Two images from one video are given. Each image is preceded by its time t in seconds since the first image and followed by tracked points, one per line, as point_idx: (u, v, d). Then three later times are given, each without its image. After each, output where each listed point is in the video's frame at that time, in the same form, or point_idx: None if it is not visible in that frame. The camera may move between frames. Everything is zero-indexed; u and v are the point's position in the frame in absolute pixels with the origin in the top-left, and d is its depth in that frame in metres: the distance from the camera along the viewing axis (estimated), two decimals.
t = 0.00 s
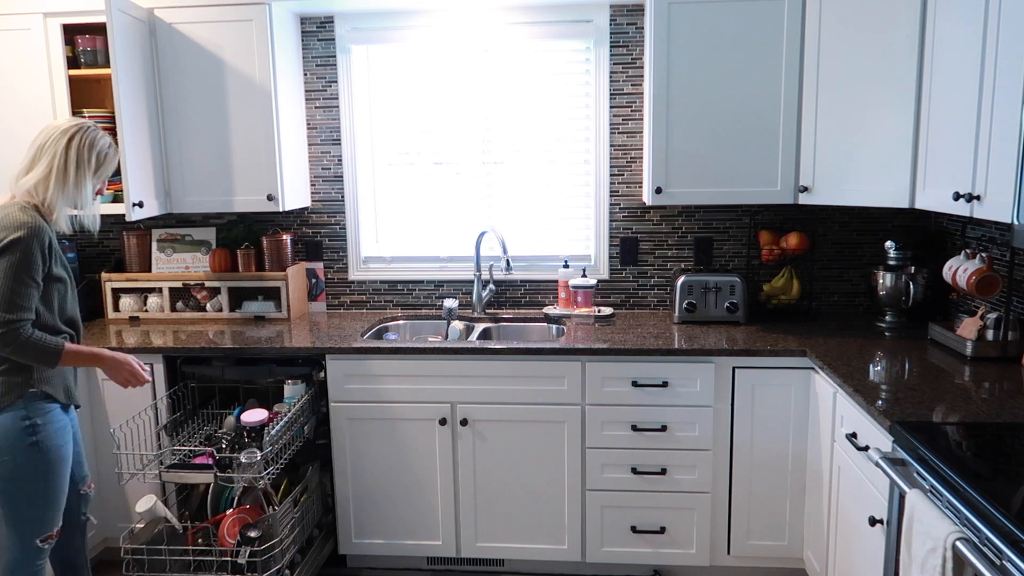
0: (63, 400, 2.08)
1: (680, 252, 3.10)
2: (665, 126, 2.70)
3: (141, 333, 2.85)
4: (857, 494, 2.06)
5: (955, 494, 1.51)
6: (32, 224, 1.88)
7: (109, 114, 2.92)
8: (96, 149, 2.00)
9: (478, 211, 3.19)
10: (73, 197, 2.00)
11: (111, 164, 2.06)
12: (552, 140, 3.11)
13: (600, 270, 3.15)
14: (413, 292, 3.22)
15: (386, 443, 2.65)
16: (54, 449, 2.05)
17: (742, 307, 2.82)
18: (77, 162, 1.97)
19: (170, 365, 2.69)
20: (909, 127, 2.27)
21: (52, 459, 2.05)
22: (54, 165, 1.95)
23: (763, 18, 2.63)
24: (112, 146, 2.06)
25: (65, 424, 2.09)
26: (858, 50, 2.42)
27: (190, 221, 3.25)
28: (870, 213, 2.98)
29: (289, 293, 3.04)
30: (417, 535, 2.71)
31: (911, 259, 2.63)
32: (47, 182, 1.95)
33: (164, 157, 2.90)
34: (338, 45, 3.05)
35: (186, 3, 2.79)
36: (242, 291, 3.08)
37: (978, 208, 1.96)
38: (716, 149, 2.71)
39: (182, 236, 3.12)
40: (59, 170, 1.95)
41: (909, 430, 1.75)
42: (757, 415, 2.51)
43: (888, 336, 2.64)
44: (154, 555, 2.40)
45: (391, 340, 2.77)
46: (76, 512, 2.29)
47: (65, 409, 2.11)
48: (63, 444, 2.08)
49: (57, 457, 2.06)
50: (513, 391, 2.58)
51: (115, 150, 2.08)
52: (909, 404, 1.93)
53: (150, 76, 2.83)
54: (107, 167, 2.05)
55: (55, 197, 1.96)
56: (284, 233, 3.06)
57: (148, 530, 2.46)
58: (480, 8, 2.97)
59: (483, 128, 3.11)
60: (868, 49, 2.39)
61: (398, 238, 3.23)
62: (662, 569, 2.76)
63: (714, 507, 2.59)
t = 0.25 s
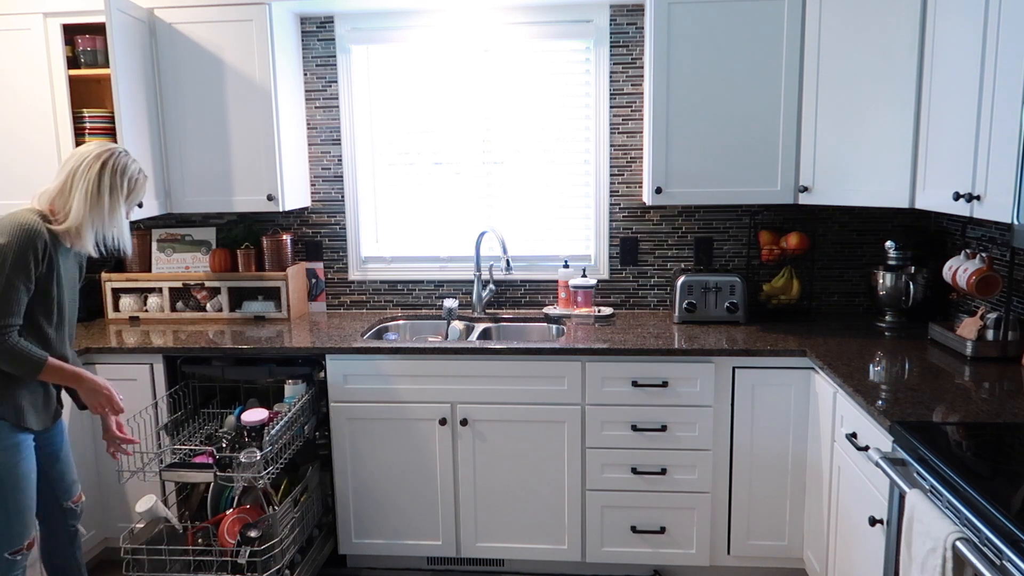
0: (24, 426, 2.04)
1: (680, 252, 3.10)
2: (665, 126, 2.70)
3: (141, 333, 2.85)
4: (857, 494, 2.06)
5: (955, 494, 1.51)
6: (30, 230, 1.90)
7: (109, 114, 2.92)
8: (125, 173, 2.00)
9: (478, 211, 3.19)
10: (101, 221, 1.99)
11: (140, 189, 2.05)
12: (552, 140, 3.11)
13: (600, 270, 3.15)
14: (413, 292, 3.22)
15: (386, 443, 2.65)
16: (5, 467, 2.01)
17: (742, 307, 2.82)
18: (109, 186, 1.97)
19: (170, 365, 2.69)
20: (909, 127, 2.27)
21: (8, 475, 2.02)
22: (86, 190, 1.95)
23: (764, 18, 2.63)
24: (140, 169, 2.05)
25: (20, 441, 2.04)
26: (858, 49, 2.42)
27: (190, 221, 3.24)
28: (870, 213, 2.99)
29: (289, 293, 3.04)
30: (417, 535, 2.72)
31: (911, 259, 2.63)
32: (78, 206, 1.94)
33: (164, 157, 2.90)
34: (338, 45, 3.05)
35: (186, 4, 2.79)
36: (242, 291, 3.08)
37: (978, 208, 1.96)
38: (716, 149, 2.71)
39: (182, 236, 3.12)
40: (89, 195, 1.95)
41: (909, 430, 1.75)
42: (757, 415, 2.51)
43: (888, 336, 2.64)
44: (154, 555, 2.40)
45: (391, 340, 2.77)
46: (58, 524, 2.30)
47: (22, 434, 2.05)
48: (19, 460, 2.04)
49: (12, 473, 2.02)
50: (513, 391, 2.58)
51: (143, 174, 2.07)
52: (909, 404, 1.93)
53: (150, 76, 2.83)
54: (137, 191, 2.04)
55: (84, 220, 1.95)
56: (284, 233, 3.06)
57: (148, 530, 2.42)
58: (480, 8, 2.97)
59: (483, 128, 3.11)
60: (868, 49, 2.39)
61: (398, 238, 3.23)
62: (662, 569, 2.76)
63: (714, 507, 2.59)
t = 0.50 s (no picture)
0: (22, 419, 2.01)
1: (680, 252, 3.10)
2: (665, 126, 2.70)
3: (141, 333, 2.85)
4: (857, 494, 2.06)
5: (956, 494, 1.51)
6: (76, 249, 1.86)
7: (109, 114, 2.92)
8: (149, 190, 1.97)
9: (478, 211, 3.19)
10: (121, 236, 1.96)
11: (163, 207, 2.03)
12: (552, 140, 3.11)
13: (599, 270, 3.15)
14: (413, 292, 3.22)
15: (385, 443, 2.65)
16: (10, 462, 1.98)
17: (742, 307, 2.82)
18: (131, 202, 1.94)
19: (170, 365, 2.69)
20: (909, 128, 2.27)
21: (12, 470, 1.99)
22: (107, 205, 1.92)
23: (764, 17, 2.63)
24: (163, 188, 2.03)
25: (21, 437, 2.01)
26: (858, 49, 2.42)
27: (191, 221, 3.24)
28: (870, 213, 2.99)
29: (289, 293, 3.04)
30: (417, 535, 2.72)
31: (911, 259, 2.63)
32: (100, 221, 1.92)
33: (164, 157, 2.90)
34: (338, 45, 3.05)
35: (186, 4, 2.79)
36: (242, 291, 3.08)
37: (978, 209, 1.96)
38: (716, 149, 2.71)
39: (182, 236, 3.12)
40: (110, 211, 1.92)
41: (909, 430, 1.75)
42: (757, 415, 2.51)
43: (888, 336, 2.64)
44: (154, 555, 2.40)
45: (391, 340, 2.77)
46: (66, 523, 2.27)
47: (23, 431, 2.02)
48: (23, 456, 2.01)
49: (17, 469, 2.00)
50: (514, 391, 2.58)
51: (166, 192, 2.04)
52: (909, 404, 1.93)
53: (150, 76, 2.83)
54: (160, 209, 2.02)
55: (104, 235, 1.93)
56: (284, 233, 3.06)
57: (149, 531, 2.38)
58: (480, 8, 2.97)
59: (483, 128, 3.11)
60: (868, 49, 2.39)
61: (398, 238, 3.23)
62: (662, 569, 2.76)
63: (714, 507, 2.59)
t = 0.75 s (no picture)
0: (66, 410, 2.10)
1: (680, 252, 3.10)
2: (665, 126, 2.70)
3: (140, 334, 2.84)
4: (857, 493, 2.06)
5: (955, 494, 1.51)
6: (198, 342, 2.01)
7: (109, 114, 2.92)
8: (241, 269, 2.04)
9: (478, 211, 3.19)
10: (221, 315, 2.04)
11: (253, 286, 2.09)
12: (553, 140, 3.11)
13: (599, 270, 3.15)
14: (413, 292, 3.22)
15: (385, 443, 2.65)
16: (54, 447, 2.08)
17: (742, 307, 2.82)
18: (227, 282, 2.03)
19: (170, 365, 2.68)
20: (909, 128, 2.27)
21: (55, 456, 2.08)
22: (205, 282, 2.01)
23: (764, 17, 2.63)
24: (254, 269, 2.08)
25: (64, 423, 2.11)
26: (858, 49, 2.42)
27: (191, 221, 3.24)
28: (870, 213, 2.99)
29: (289, 293, 3.03)
30: (417, 534, 2.72)
31: (911, 259, 2.63)
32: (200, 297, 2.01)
33: (165, 157, 2.90)
34: (338, 45, 3.05)
35: (186, 4, 2.79)
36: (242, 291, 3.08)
37: (978, 208, 1.96)
38: (716, 149, 2.71)
39: (182, 236, 3.12)
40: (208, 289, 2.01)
41: (909, 430, 1.75)
42: (757, 415, 2.51)
43: (888, 336, 2.64)
44: (154, 555, 2.40)
45: (391, 340, 2.77)
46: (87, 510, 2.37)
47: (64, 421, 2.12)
48: (64, 441, 2.11)
49: (59, 454, 2.09)
50: (514, 391, 2.58)
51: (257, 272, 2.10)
52: (909, 404, 1.93)
53: (150, 76, 2.83)
54: (250, 289, 2.08)
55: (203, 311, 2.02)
56: (284, 233, 3.06)
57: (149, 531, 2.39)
58: (480, 8, 2.97)
59: (483, 128, 3.11)
60: (869, 49, 2.39)
61: (398, 238, 3.23)
62: (662, 569, 2.76)
63: (714, 507, 2.59)
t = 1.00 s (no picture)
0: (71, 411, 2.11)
1: (680, 252, 3.10)
2: (665, 126, 2.70)
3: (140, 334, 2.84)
4: (857, 494, 2.06)
5: (955, 494, 1.51)
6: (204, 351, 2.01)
7: (109, 114, 2.92)
8: (254, 280, 2.03)
9: (478, 211, 3.19)
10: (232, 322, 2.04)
11: (266, 297, 2.08)
12: (553, 140, 3.11)
13: (599, 270, 3.15)
14: (413, 292, 3.22)
15: (385, 443, 2.65)
16: (57, 444, 2.09)
17: (742, 307, 2.82)
18: (239, 292, 2.02)
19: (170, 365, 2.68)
20: (908, 128, 2.27)
21: (57, 453, 2.09)
22: (219, 292, 2.00)
23: (764, 17, 2.63)
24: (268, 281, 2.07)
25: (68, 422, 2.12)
26: (858, 49, 2.42)
27: (191, 221, 3.24)
28: (870, 213, 2.99)
29: (289, 293, 3.03)
30: (417, 534, 2.71)
31: (911, 259, 2.63)
32: (212, 306, 2.01)
33: (165, 157, 2.90)
34: (338, 45, 3.05)
35: (186, 3, 2.79)
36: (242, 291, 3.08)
37: (978, 208, 1.96)
38: (716, 149, 2.71)
39: (182, 236, 3.12)
40: (221, 300, 2.00)
41: (909, 430, 1.75)
42: (757, 415, 2.51)
43: (888, 336, 2.64)
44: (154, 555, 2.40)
45: (391, 340, 2.77)
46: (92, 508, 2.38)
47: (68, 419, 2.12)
48: (68, 439, 2.12)
49: (62, 451, 2.10)
50: (514, 391, 2.58)
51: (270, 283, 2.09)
52: (909, 404, 1.93)
53: (150, 76, 2.83)
54: (262, 301, 2.07)
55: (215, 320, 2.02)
56: (284, 233, 3.06)
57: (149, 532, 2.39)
58: (480, 8, 2.97)
59: (483, 129, 3.11)
60: (869, 49, 2.39)
61: (398, 238, 3.23)
62: (662, 569, 2.76)
63: (714, 507, 2.59)
